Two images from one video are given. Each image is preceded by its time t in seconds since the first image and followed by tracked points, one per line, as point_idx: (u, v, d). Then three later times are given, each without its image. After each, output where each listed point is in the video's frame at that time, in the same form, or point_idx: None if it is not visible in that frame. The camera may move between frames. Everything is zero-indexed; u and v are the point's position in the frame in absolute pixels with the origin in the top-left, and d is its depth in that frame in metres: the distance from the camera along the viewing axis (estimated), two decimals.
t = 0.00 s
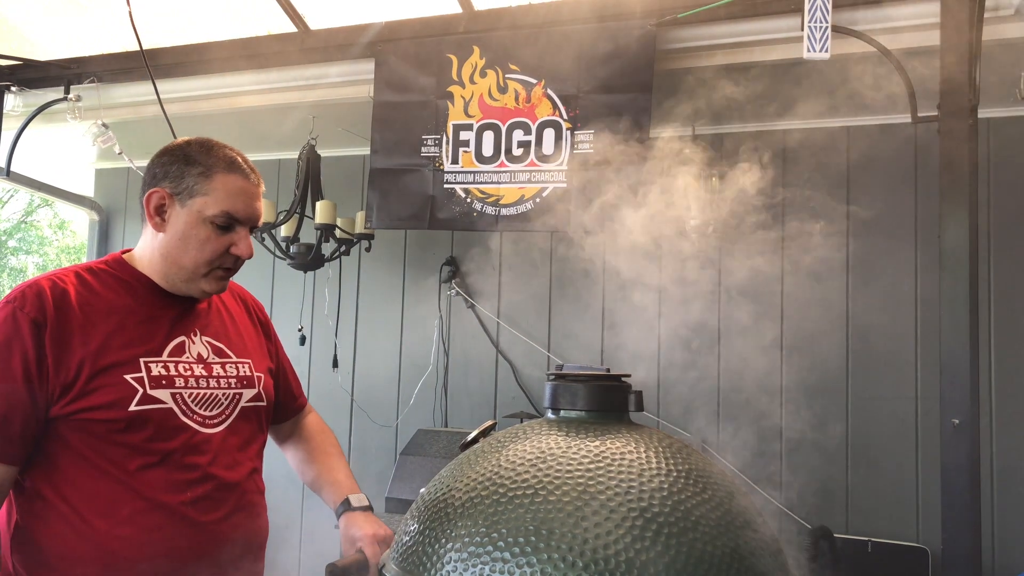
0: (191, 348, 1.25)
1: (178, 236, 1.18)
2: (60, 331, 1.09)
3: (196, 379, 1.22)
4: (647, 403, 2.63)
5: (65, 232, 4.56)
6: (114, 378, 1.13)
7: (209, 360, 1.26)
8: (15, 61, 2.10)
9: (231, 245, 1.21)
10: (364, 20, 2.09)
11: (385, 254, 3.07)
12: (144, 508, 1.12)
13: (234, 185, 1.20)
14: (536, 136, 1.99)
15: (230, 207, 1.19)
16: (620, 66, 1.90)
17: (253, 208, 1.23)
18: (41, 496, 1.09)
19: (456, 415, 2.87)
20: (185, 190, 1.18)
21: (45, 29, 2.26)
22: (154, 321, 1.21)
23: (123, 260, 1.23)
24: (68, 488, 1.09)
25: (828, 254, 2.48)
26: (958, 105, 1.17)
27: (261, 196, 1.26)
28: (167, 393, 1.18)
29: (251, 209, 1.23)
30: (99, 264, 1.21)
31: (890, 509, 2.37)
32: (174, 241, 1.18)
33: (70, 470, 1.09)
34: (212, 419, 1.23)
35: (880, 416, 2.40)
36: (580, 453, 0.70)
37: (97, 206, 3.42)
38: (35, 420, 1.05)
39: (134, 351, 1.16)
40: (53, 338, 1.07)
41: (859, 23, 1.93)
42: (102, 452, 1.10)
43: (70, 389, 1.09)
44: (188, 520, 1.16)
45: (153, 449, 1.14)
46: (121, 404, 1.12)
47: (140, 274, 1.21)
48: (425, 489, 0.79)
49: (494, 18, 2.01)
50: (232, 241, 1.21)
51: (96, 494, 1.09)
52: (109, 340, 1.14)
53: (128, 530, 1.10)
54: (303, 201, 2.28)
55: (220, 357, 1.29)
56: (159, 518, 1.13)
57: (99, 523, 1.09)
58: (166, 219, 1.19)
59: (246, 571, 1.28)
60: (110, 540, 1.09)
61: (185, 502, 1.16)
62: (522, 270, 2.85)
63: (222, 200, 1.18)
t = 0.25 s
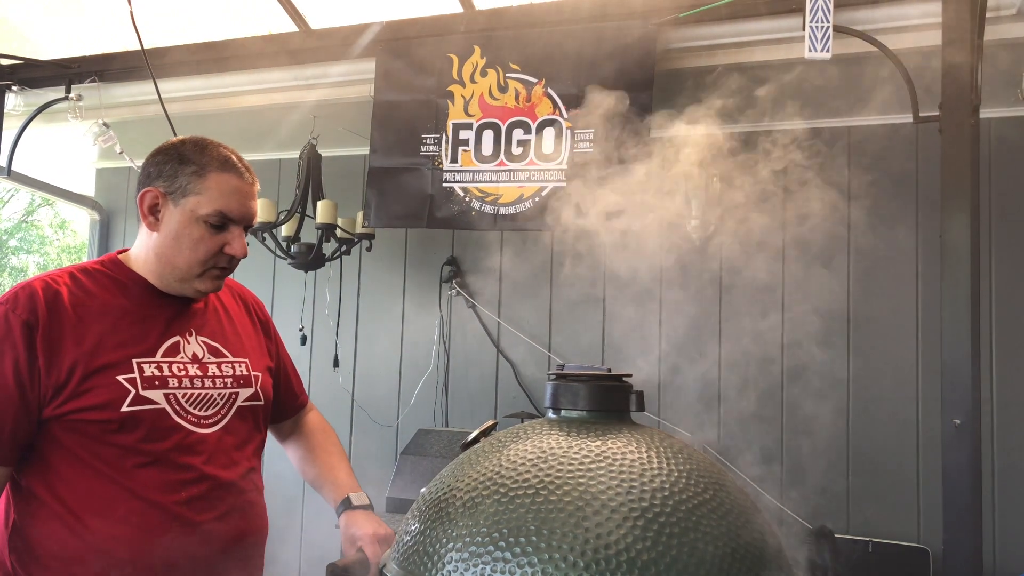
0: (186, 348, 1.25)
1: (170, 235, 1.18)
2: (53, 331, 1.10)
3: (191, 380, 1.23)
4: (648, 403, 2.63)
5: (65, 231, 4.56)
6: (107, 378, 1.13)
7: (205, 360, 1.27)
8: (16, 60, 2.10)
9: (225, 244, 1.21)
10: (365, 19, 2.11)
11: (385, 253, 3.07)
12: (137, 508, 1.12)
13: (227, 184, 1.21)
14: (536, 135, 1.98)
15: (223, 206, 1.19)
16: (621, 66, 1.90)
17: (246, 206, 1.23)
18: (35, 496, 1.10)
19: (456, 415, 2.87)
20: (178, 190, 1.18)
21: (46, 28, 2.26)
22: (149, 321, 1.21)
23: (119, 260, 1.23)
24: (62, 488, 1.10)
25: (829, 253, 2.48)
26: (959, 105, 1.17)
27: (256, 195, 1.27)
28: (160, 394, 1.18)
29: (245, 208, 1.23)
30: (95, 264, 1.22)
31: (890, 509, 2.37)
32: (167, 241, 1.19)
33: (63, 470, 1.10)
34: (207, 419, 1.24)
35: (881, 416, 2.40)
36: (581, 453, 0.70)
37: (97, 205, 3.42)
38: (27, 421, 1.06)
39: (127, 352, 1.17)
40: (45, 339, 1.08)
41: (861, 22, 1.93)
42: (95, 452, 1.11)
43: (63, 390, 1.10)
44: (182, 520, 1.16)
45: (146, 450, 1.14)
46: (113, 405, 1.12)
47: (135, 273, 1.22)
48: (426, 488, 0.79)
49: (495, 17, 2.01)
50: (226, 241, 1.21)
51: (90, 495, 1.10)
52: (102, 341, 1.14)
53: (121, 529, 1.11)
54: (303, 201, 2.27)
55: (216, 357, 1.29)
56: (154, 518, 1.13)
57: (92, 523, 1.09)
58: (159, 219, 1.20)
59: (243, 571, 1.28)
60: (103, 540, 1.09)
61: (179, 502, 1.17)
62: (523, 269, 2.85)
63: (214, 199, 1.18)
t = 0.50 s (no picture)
0: (183, 346, 1.25)
1: (167, 233, 1.18)
2: (49, 330, 1.10)
3: (187, 378, 1.23)
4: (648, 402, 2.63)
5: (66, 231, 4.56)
6: (102, 376, 1.13)
7: (201, 359, 1.27)
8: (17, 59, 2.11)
9: (222, 243, 1.21)
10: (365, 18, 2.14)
11: (386, 252, 3.07)
12: (134, 506, 1.12)
13: (224, 182, 1.21)
14: (535, 134, 1.97)
15: (220, 205, 1.19)
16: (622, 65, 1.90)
17: (244, 205, 1.23)
18: (33, 494, 1.11)
19: (457, 414, 2.87)
20: (176, 188, 1.19)
21: (47, 27, 2.27)
22: (146, 319, 1.21)
23: (117, 259, 1.24)
24: (58, 486, 1.10)
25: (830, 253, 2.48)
26: (961, 105, 1.17)
27: (254, 194, 1.27)
28: (156, 392, 1.18)
29: (242, 207, 1.23)
30: (93, 263, 1.22)
31: (891, 509, 2.36)
32: (164, 239, 1.19)
33: (60, 468, 1.10)
34: (203, 417, 1.24)
35: (882, 416, 2.39)
36: (582, 452, 0.70)
37: (98, 204, 3.42)
38: (23, 419, 1.07)
39: (123, 350, 1.17)
40: (41, 337, 1.09)
41: (863, 21, 1.93)
42: (92, 450, 1.11)
43: (59, 388, 1.11)
44: (179, 519, 1.16)
45: (142, 448, 1.14)
46: (108, 403, 1.12)
47: (133, 272, 1.22)
48: (427, 488, 0.79)
49: (497, 16, 2.01)
50: (223, 240, 1.21)
51: (87, 493, 1.10)
52: (98, 339, 1.15)
53: (117, 528, 1.11)
54: (303, 200, 2.27)
55: (213, 356, 1.29)
56: (150, 517, 1.13)
57: (88, 521, 1.09)
58: (157, 217, 1.20)
59: (242, 571, 1.28)
60: (98, 539, 1.09)
61: (176, 501, 1.16)
62: (523, 269, 2.85)
63: (212, 197, 1.18)
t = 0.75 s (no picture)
0: (180, 346, 1.25)
1: (170, 233, 1.18)
2: (47, 326, 1.11)
3: (184, 378, 1.23)
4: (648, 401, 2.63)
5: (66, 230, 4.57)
6: (98, 374, 1.14)
7: (199, 359, 1.27)
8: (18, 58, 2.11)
9: (224, 244, 1.21)
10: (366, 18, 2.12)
11: (385, 252, 3.07)
12: (130, 504, 1.13)
13: (228, 184, 1.21)
14: (536, 133, 1.98)
15: (223, 206, 1.19)
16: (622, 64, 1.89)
17: (246, 207, 1.23)
18: (29, 490, 1.12)
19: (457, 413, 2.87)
20: (178, 188, 1.19)
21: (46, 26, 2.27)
22: (144, 318, 1.21)
23: (117, 257, 1.24)
24: (54, 482, 1.10)
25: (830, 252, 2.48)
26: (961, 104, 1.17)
27: (257, 196, 1.27)
28: (152, 391, 1.18)
29: (244, 208, 1.23)
30: (93, 260, 1.23)
31: (891, 509, 2.37)
32: (166, 239, 1.19)
33: (57, 465, 1.11)
34: (199, 417, 1.24)
35: (881, 416, 2.39)
36: (582, 450, 0.70)
37: (98, 202, 3.42)
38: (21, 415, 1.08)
39: (119, 349, 1.17)
40: (38, 333, 1.10)
41: (863, 20, 1.93)
42: (89, 447, 1.12)
43: (55, 384, 1.11)
44: (174, 518, 1.16)
45: (137, 446, 1.15)
46: (104, 401, 1.13)
47: (132, 271, 1.22)
48: (427, 485, 0.79)
49: (497, 16, 2.01)
50: (225, 241, 1.21)
51: (83, 490, 1.10)
52: (95, 336, 1.15)
53: (112, 526, 1.11)
54: (304, 199, 2.27)
55: (211, 356, 1.29)
56: (146, 515, 1.14)
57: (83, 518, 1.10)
58: (159, 216, 1.20)
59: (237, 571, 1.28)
60: (93, 536, 1.10)
61: (171, 500, 1.17)
62: (523, 268, 2.85)
63: (215, 198, 1.18)
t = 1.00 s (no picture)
0: (177, 344, 1.25)
1: (167, 232, 1.18)
2: (43, 323, 1.11)
3: (181, 376, 1.23)
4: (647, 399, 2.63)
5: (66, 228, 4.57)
6: (94, 373, 1.14)
7: (196, 358, 1.27)
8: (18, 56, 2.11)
9: (222, 244, 1.21)
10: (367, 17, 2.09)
11: (384, 250, 3.07)
12: (125, 502, 1.12)
13: (226, 183, 1.20)
14: (535, 131, 1.99)
15: (221, 206, 1.19)
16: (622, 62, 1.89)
17: (245, 206, 1.23)
18: (24, 487, 1.12)
19: (456, 412, 2.87)
20: (177, 187, 1.19)
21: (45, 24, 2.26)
22: (140, 315, 1.21)
23: (115, 254, 1.24)
24: (49, 480, 1.11)
25: (829, 251, 2.48)
26: (960, 103, 1.16)
27: (255, 195, 1.27)
28: (148, 389, 1.18)
29: (242, 208, 1.22)
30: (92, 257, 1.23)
31: (890, 507, 2.37)
32: (163, 237, 1.19)
33: (53, 462, 1.11)
34: (196, 416, 1.24)
35: (880, 414, 2.40)
36: (582, 448, 0.70)
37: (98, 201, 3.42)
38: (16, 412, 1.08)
39: (116, 347, 1.17)
40: (34, 331, 1.10)
41: (863, 19, 1.93)
42: (84, 445, 1.12)
43: (50, 382, 1.11)
44: (169, 517, 1.16)
45: (132, 444, 1.14)
46: (99, 399, 1.13)
47: (129, 268, 1.22)
48: (426, 482, 0.79)
49: (497, 14, 2.01)
50: (223, 240, 1.21)
51: (78, 489, 1.10)
52: (91, 334, 1.15)
53: (107, 524, 1.11)
54: (303, 197, 2.27)
55: (208, 354, 1.29)
56: (141, 514, 1.13)
57: (78, 516, 1.10)
58: (157, 215, 1.20)
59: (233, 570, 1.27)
60: (87, 534, 1.10)
61: (166, 499, 1.16)
62: (522, 267, 2.85)
63: (213, 198, 1.18)
